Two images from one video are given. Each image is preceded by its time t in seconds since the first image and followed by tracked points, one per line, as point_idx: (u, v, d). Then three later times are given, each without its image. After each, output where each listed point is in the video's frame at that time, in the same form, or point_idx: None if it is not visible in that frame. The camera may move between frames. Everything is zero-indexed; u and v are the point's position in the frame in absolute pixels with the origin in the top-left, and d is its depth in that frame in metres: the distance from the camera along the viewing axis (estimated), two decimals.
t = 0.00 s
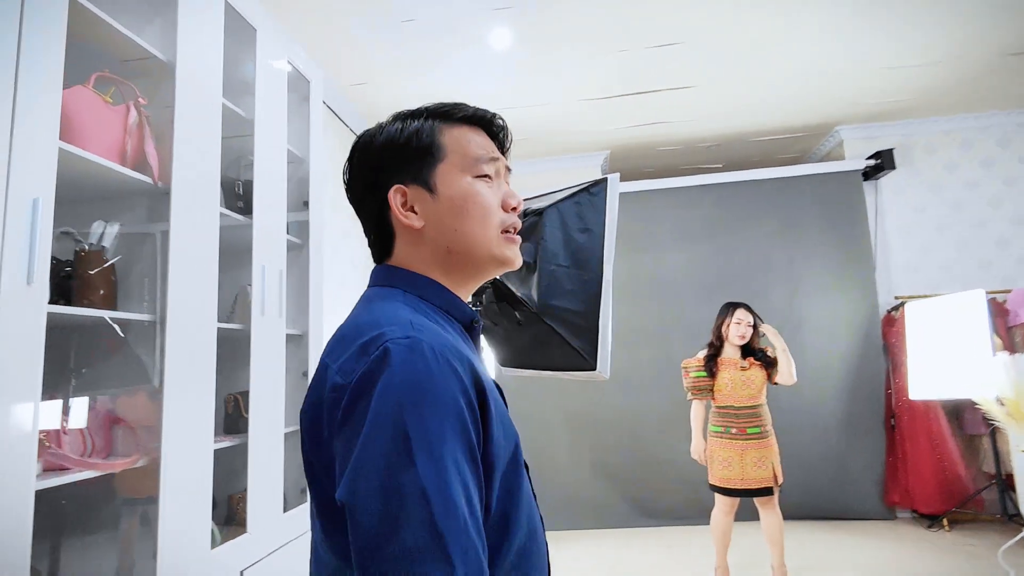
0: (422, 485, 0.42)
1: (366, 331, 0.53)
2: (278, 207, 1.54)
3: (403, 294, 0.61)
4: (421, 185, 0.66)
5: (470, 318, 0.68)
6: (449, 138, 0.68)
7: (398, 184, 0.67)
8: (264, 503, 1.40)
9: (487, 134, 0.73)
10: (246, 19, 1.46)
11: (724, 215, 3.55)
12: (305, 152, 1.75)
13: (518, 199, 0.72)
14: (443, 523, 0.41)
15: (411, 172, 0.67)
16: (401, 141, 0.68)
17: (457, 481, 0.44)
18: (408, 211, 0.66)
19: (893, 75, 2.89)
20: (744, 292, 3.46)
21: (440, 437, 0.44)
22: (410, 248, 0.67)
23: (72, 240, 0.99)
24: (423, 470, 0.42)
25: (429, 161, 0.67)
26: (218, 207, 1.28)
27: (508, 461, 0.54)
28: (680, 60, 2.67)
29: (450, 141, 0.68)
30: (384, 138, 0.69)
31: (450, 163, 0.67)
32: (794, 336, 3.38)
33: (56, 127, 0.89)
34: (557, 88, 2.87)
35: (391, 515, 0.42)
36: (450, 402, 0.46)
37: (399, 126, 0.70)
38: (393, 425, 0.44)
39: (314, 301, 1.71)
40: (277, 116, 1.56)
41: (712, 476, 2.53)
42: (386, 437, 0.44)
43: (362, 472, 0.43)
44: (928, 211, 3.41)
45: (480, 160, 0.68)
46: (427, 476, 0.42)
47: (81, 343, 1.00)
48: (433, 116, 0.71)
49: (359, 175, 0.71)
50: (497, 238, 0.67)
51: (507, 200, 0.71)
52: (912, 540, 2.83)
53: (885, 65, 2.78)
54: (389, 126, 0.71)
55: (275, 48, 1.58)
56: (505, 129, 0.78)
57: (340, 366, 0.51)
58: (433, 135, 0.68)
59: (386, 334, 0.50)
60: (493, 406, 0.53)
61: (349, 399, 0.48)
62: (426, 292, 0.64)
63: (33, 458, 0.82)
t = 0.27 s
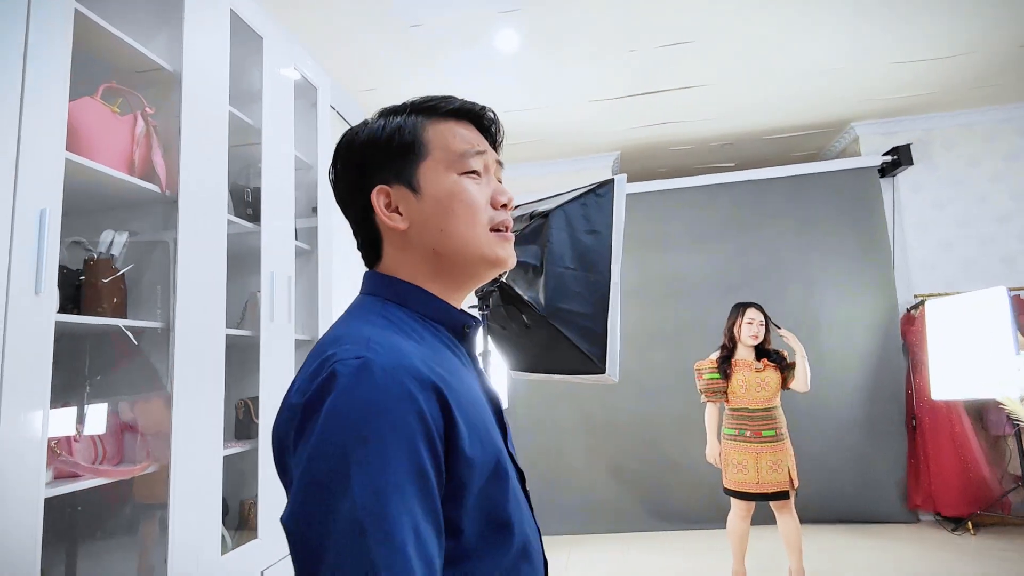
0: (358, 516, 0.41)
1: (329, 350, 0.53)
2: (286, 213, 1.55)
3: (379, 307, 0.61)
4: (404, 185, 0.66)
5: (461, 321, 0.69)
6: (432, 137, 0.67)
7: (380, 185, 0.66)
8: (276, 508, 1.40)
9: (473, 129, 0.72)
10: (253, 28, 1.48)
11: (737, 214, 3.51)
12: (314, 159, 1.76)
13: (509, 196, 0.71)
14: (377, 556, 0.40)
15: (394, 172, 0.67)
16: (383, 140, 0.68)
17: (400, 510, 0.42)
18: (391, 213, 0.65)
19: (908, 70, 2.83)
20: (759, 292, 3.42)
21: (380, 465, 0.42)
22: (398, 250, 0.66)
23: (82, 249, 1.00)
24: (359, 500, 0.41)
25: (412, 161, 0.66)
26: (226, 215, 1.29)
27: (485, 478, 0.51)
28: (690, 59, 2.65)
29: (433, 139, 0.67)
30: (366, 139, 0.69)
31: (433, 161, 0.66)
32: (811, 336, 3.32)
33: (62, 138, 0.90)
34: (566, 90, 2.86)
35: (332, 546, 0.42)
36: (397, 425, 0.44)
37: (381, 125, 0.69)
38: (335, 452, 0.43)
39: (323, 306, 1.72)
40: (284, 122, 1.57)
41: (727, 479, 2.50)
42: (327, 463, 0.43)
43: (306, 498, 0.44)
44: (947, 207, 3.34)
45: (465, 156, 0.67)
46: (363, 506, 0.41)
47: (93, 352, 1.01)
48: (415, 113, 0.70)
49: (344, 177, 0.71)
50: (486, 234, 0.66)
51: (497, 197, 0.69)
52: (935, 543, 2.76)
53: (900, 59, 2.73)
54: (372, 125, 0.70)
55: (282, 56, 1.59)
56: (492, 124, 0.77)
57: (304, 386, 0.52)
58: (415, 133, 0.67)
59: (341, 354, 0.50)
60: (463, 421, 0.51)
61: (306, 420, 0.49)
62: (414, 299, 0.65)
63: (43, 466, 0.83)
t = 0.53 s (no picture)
0: (338, 519, 0.42)
1: (328, 352, 0.54)
2: (291, 217, 1.56)
3: (378, 314, 0.62)
4: (420, 196, 0.66)
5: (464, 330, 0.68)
6: (448, 150, 0.68)
7: (396, 195, 0.66)
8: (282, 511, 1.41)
9: (485, 145, 0.73)
10: (257, 33, 1.49)
11: (743, 214, 3.50)
12: (318, 163, 1.77)
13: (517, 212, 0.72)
14: (354, 559, 0.41)
15: (409, 182, 0.67)
16: (399, 153, 0.68)
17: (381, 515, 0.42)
18: (408, 223, 0.65)
19: (915, 67, 2.81)
20: (766, 292, 3.40)
21: (364, 470, 0.43)
22: (411, 260, 0.66)
23: (89, 254, 1.02)
24: (340, 504, 0.42)
25: (428, 171, 0.66)
26: (231, 220, 1.30)
27: (478, 487, 0.51)
28: (694, 59, 2.64)
29: (448, 153, 0.68)
30: (381, 150, 0.69)
31: (449, 174, 0.67)
32: (819, 335, 3.30)
33: (68, 145, 0.91)
34: (570, 91, 2.86)
35: (315, 546, 0.43)
36: (383, 432, 0.45)
37: (396, 138, 0.69)
38: (321, 456, 0.45)
39: (329, 309, 1.73)
40: (289, 127, 1.58)
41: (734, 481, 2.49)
42: (314, 465, 0.45)
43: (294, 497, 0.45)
44: (957, 205, 3.31)
45: (478, 171, 0.68)
46: (344, 510, 0.42)
47: (101, 357, 1.02)
48: (430, 127, 0.71)
49: (356, 188, 0.71)
50: (499, 249, 0.66)
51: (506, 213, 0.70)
52: (947, 545, 2.73)
53: (907, 57, 2.71)
54: (386, 138, 0.70)
55: (285, 61, 1.60)
56: (501, 142, 0.78)
57: (304, 387, 0.54)
58: (431, 147, 0.68)
59: (337, 358, 0.51)
60: (458, 427, 0.51)
61: (303, 420, 0.50)
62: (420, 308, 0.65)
63: (52, 470, 0.84)
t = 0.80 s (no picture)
0: (384, 486, 0.45)
1: (362, 336, 0.57)
2: (298, 220, 1.57)
3: (405, 304, 0.64)
4: (463, 196, 0.68)
5: (481, 327, 0.69)
6: (487, 159, 0.71)
7: (442, 191, 0.67)
8: (290, 513, 1.42)
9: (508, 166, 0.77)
10: (263, 39, 1.50)
11: (748, 213, 3.49)
12: (324, 167, 1.77)
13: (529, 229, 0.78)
14: (401, 522, 0.44)
15: (453, 181, 0.68)
16: (441, 153, 0.68)
17: (423, 482, 0.46)
18: (454, 218, 0.66)
19: (920, 66, 2.80)
20: (772, 292, 3.39)
21: (407, 441, 0.47)
22: (446, 255, 0.67)
23: (99, 258, 1.03)
24: (386, 473, 0.46)
25: (471, 174, 0.69)
26: (239, 223, 1.31)
27: (502, 465, 0.55)
28: (698, 59, 2.64)
29: (485, 162, 0.71)
30: (422, 149, 0.69)
31: (487, 181, 0.70)
32: (826, 335, 3.29)
33: (79, 151, 0.92)
34: (574, 92, 2.87)
35: (360, 514, 0.46)
36: (423, 407, 0.48)
37: (433, 141, 0.70)
38: (366, 428, 0.48)
39: (335, 312, 1.73)
40: (295, 132, 1.59)
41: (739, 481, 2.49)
42: (358, 437, 0.48)
43: (338, 469, 0.48)
44: (963, 203, 3.29)
45: (509, 184, 0.73)
46: (391, 477, 0.45)
47: (110, 360, 1.03)
48: (463, 138, 0.73)
49: (389, 180, 0.69)
50: (524, 258, 0.71)
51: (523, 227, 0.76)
52: (956, 545, 2.71)
53: (911, 55, 2.70)
54: (421, 140, 0.71)
55: (291, 66, 1.61)
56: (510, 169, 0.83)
57: (338, 369, 0.56)
58: (471, 154, 0.70)
59: (373, 340, 0.54)
60: (487, 411, 0.55)
61: (340, 399, 0.53)
62: (448, 303, 0.66)
63: (63, 473, 0.85)
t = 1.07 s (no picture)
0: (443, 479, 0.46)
1: (394, 330, 0.57)
2: (302, 222, 1.58)
3: (429, 300, 0.64)
4: (500, 205, 0.69)
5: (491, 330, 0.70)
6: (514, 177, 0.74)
7: (488, 196, 0.67)
8: (296, 511, 1.43)
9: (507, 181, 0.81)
10: (267, 42, 1.51)
11: (750, 213, 3.50)
12: (328, 168, 1.79)
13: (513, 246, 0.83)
14: (462, 513, 0.45)
15: (495, 191, 0.69)
16: (483, 158, 0.68)
17: (475, 475, 0.47)
18: (498, 225, 0.67)
19: (920, 65, 2.81)
20: (773, 291, 3.40)
21: (461, 434, 0.47)
22: (478, 259, 0.68)
23: (107, 260, 1.05)
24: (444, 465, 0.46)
25: (507, 188, 0.71)
26: (245, 225, 1.32)
27: (528, 458, 0.57)
28: (698, 60, 2.65)
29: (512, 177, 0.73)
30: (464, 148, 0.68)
31: (514, 196, 0.73)
32: (828, 334, 3.29)
33: (88, 155, 0.94)
34: (575, 93, 2.88)
35: (416, 506, 0.46)
36: (472, 402, 0.49)
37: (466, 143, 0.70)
38: (418, 420, 0.48)
39: (340, 312, 1.75)
40: (299, 134, 1.60)
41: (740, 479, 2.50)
42: (411, 431, 0.48)
43: (388, 463, 0.47)
44: (965, 201, 3.29)
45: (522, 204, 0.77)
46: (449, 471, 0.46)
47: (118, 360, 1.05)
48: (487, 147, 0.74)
49: (426, 170, 0.66)
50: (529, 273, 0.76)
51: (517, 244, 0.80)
52: (959, 543, 2.71)
53: (911, 54, 2.71)
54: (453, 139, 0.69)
55: (295, 69, 1.62)
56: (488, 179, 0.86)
57: (370, 363, 0.55)
58: (504, 165, 0.71)
59: (412, 333, 0.54)
60: (514, 406, 0.57)
61: (380, 393, 0.52)
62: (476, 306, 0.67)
63: (74, 472, 0.86)
